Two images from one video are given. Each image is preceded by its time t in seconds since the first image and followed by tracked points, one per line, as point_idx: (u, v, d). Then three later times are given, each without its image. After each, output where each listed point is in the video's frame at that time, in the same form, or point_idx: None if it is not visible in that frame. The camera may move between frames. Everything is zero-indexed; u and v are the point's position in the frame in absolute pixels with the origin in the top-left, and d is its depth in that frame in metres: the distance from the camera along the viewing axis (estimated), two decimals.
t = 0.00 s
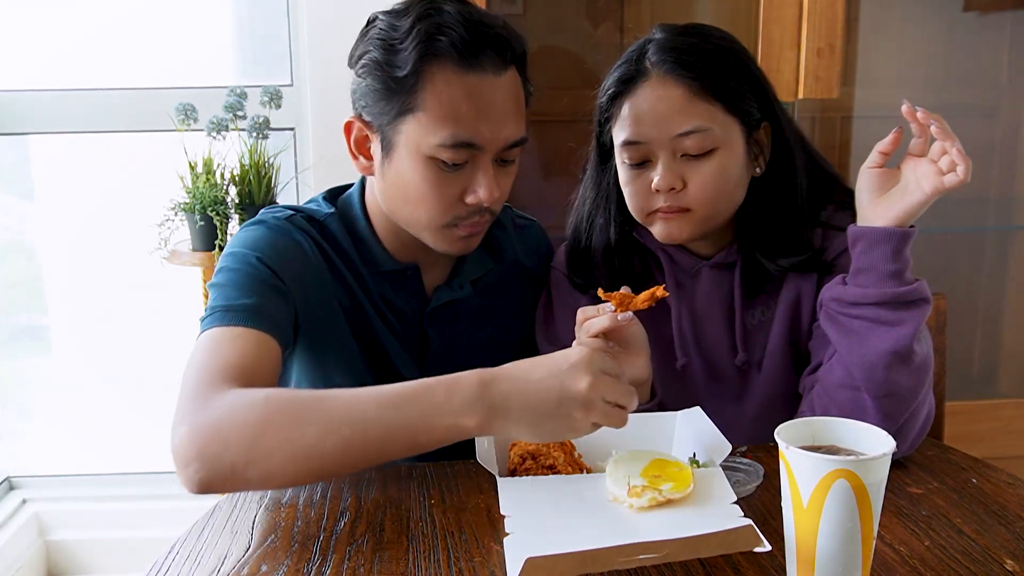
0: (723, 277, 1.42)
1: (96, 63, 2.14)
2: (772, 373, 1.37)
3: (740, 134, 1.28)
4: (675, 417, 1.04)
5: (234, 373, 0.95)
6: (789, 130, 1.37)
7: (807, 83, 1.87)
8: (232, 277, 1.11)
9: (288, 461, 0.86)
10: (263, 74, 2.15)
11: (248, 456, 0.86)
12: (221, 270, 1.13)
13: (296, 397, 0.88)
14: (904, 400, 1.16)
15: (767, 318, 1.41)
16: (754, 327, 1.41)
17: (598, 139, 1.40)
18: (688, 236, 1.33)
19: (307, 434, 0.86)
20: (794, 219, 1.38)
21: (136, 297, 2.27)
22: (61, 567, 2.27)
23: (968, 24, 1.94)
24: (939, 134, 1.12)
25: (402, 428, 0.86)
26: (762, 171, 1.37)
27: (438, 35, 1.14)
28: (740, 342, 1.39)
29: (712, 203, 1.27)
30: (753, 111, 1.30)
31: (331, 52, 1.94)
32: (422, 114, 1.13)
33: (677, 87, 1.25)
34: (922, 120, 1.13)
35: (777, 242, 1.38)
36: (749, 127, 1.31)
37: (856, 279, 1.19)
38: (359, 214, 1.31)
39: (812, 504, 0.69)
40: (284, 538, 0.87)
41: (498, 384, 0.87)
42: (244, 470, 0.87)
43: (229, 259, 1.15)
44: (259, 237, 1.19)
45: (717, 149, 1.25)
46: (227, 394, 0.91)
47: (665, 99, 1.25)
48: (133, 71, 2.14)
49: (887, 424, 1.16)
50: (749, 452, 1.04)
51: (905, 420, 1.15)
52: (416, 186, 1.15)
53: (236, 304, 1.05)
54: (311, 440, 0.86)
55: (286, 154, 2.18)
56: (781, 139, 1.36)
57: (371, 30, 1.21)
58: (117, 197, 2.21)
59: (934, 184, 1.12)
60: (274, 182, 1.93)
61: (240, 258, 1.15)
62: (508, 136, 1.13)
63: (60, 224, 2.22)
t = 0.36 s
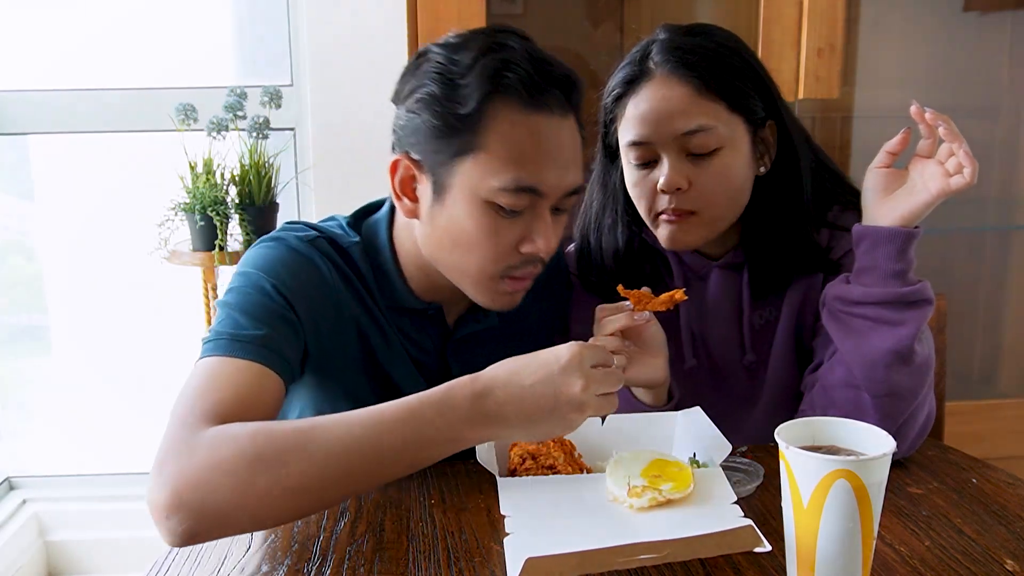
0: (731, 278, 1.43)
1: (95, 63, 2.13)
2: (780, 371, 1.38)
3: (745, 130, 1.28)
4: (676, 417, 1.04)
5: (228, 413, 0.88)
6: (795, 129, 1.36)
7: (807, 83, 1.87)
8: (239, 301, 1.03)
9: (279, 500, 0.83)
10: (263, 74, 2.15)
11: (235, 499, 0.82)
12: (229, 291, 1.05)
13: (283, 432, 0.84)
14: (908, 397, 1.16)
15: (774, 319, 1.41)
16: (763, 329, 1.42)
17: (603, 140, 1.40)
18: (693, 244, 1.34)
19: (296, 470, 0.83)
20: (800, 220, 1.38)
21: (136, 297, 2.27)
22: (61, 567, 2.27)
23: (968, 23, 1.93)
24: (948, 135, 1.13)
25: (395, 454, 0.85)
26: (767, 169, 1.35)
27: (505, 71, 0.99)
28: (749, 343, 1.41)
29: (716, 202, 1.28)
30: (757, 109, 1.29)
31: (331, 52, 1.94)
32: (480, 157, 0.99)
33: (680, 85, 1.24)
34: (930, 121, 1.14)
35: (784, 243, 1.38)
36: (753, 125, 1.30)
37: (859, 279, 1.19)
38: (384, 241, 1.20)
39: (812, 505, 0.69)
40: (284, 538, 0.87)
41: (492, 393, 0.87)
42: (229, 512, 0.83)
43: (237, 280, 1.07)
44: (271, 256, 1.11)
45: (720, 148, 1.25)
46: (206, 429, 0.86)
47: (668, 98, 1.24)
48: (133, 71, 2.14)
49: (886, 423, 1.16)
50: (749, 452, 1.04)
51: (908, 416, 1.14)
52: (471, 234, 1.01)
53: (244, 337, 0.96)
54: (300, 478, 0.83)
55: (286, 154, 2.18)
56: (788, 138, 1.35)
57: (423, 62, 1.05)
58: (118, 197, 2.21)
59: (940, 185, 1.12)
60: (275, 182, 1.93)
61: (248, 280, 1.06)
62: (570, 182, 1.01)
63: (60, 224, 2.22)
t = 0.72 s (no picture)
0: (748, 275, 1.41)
1: (95, 64, 2.13)
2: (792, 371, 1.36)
3: (762, 130, 1.28)
4: (676, 417, 1.04)
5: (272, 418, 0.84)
6: (814, 129, 1.37)
7: (806, 83, 1.87)
8: (282, 302, 0.99)
9: (320, 503, 0.80)
10: (263, 74, 2.15)
11: (272, 501, 0.78)
12: (271, 293, 1.01)
13: (324, 426, 0.82)
14: (911, 396, 1.16)
15: (787, 318, 1.40)
16: (776, 328, 1.40)
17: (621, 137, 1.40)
18: (709, 242, 1.34)
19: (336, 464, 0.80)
20: (817, 219, 1.37)
21: (137, 297, 2.27)
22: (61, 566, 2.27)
23: (968, 23, 1.94)
24: (954, 135, 1.11)
25: (433, 442, 0.84)
26: (785, 169, 1.36)
27: (585, 113, 0.99)
28: (764, 341, 1.40)
29: (731, 202, 1.28)
30: (776, 109, 1.29)
31: (332, 52, 1.94)
32: (562, 195, 0.97)
33: (699, 83, 1.24)
34: (938, 121, 1.13)
35: (799, 243, 1.38)
36: (771, 125, 1.30)
37: (862, 279, 1.19)
38: (435, 265, 1.13)
39: (812, 506, 0.70)
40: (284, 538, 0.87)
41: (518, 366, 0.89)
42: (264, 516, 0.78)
43: (282, 282, 1.03)
44: (315, 259, 1.07)
45: (737, 147, 1.25)
46: (242, 430, 0.82)
47: (686, 95, 1.24)
48: (133, 71, 2.14)
49: (887, 424, 1.16)
50: (749, 452, 1.04)
51: (912, 414, 1.14)
52: (546, 274, 0.98)
53: (289, 344, 0.92)
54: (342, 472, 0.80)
55: (286, 154, 2.18)
56: (806, 137, 1.36)
57: (498, 103, 1.04)
58: (118, 197, 2.21)
59: (945, 186, 1.12)
60: (275, 182, 1.93)
61: (293, 282, 1.02)
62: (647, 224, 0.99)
63: (60, 224, 2.22)
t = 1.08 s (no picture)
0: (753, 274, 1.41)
1: (95, 64, 2.13)
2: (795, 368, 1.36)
3: (773, 135, 1.28)
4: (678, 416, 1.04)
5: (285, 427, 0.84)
6: (827, 135, 1.36)
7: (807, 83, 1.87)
8: (292, 307, 0.98)
9: (341, 515, 0.79)
10: (263, 74, 2.15)
11: (293, 512, 0.78)
12: (281, 298, 1.00)
13: (341, 436, 0.82)
14: (911, 391, 1.16)
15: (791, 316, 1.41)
16: (780, 327, 1.41)
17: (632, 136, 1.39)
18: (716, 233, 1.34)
19: (355, 474, 0.80)
20: (822, 222, 1.37)
21: (137, 297, 2.27)
22: (62, 566, 2.27)
23: (968, 23, 1.93)
24: (954, 135, 1.11)
25: (454, 453, 0.83)
26: (796, 174, 1.36)
27: (597, 115, 0.99)
28: (767, 339, 1.40)
29: (738, 204, 1.28)
30: (790, 114, 1.30)
31: (332, 52, 1.94)
32: (573, 197, 0.97)
33: (714, 86, 1.24)
34: (937, 121, 1.14)
35: (803, 245, 1.38)
36: (784, 131, 1.31)
37: (861, 276, 1.19)
38: (443, 269, 1.14)
39: (812, 506, 0.69)
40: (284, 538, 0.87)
41: (539, 376, 0.89)
42: (284, 527, 0.78)
43: (291, 287, 1.02)
44: (323, 262, 1.06)
45: (748, 151, 1.25)
46: (258, 441, 0.81)
47: (700, 98, 1.24)
48: (133, 71, 2.14)
49: (886, 420, 1.16)
50: (749, 452, 1.04)
51: (913, 409, 1.15)
52: (557, 276, 0.97)
53: (301, 349, 0.91)
54: (361, 480, 0.80)
55: (286, 155, 2.17)
56: (819, 144, 1.36)
57: (507, 105, 1.04)
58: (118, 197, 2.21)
59: (944, 185, 1.11)
60: (275, 182, 1.93)
61: (303, 287, 1.01)
62: (655, 226, 0.99)
63: (60, 224, 2.22)
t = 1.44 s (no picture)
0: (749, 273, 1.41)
1: (95, 64, 2.13)
2: (793, 367, 1.36)
3: (771, 134, 1.28)
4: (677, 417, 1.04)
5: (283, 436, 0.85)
6: (827, 134, 1.36)
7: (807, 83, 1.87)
8: (286, 311, 0.98)
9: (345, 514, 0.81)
10: (263, 74, 2.15)
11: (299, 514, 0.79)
12: (273, 303, 1.00)
13: (334, 438, 0.83)
14: (911, 390, 1.16)
15: (787, 316, 1.40)
16: (776, 327, 1.40)
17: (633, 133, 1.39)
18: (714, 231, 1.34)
19: (352, 472, 0.81)
20: (820, 222, 1.37)
21: (137, 297, 2.27)
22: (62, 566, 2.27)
23: (968, 24, 1.94)
24: (951, 135, 1.12)
25: (444, 444, 0.84)
26: (794, 174, 1.36)
27: (589, 106, 0.99)
28: (762, 337, 1.39)
29: (734, 202, 1.28)
30: (789, 117, 1.30)
31: (332, 52, 1.94)
32: (563, 187, 0.97)
33: (712, 84, 1.24)
34: (934, 121, 1.14)
35: (801, 245, 1.38)
36: (782, 131, 1.31)
37: (860, 275, 1.19)
38: (437, 265, 1.14)
39: (812, 505, 0.70)
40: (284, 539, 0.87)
41: (525, 362, 0.90)
42: (293, 531, 0.79)
43: (283, 291, 1.01)
44: (315, 262, 1.06)
45: (744, 150, 1.25)
46: (256, 450, 0.82)
47: (698, 96, 1.25)
48: (133, 71, 2.14)
49: (886, 419, 1.16)
50: (749, 452, 1.04)
51: (912, 408, 1.15)
52: (549, 268, 0.97)
53: (296, 356, 0.92)
54: (359, 476, 0.81)
55: (286, 154, 2.17)
56: (818, 144, 1.35)
57: (499, 97, 1.04)
58: (118, 197, 2.21)
59: (941, 184, 1.12)
60: (275, 182, 1.94)
61: (295, 291, 1.01)
62: (647, 218, 0.99)
63: (61, 224, 2.22)
